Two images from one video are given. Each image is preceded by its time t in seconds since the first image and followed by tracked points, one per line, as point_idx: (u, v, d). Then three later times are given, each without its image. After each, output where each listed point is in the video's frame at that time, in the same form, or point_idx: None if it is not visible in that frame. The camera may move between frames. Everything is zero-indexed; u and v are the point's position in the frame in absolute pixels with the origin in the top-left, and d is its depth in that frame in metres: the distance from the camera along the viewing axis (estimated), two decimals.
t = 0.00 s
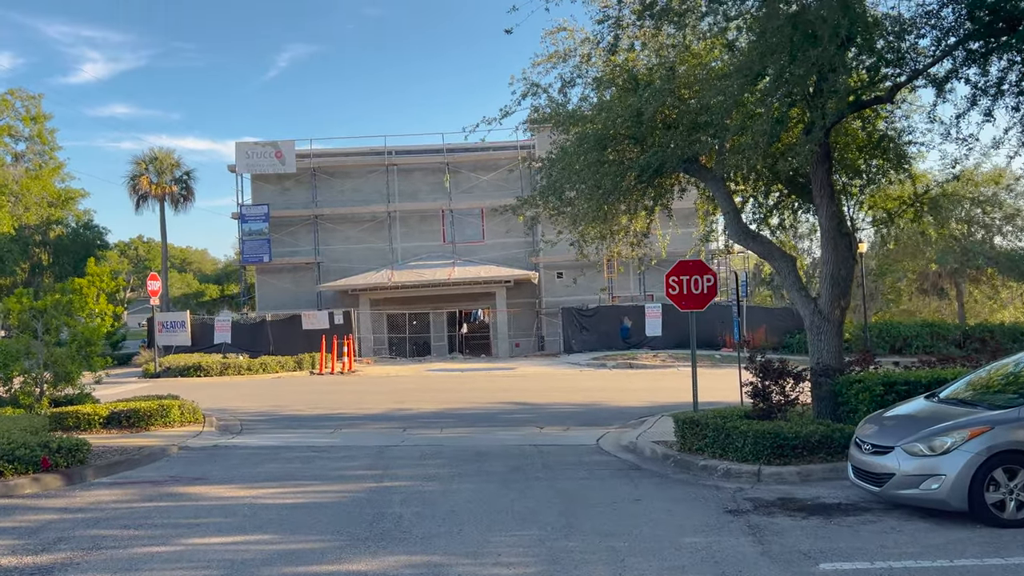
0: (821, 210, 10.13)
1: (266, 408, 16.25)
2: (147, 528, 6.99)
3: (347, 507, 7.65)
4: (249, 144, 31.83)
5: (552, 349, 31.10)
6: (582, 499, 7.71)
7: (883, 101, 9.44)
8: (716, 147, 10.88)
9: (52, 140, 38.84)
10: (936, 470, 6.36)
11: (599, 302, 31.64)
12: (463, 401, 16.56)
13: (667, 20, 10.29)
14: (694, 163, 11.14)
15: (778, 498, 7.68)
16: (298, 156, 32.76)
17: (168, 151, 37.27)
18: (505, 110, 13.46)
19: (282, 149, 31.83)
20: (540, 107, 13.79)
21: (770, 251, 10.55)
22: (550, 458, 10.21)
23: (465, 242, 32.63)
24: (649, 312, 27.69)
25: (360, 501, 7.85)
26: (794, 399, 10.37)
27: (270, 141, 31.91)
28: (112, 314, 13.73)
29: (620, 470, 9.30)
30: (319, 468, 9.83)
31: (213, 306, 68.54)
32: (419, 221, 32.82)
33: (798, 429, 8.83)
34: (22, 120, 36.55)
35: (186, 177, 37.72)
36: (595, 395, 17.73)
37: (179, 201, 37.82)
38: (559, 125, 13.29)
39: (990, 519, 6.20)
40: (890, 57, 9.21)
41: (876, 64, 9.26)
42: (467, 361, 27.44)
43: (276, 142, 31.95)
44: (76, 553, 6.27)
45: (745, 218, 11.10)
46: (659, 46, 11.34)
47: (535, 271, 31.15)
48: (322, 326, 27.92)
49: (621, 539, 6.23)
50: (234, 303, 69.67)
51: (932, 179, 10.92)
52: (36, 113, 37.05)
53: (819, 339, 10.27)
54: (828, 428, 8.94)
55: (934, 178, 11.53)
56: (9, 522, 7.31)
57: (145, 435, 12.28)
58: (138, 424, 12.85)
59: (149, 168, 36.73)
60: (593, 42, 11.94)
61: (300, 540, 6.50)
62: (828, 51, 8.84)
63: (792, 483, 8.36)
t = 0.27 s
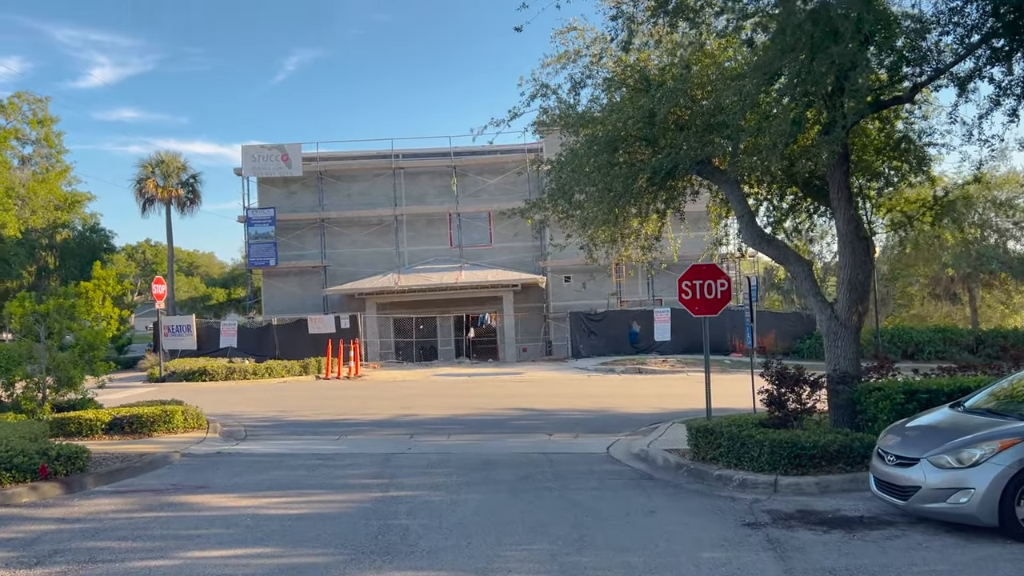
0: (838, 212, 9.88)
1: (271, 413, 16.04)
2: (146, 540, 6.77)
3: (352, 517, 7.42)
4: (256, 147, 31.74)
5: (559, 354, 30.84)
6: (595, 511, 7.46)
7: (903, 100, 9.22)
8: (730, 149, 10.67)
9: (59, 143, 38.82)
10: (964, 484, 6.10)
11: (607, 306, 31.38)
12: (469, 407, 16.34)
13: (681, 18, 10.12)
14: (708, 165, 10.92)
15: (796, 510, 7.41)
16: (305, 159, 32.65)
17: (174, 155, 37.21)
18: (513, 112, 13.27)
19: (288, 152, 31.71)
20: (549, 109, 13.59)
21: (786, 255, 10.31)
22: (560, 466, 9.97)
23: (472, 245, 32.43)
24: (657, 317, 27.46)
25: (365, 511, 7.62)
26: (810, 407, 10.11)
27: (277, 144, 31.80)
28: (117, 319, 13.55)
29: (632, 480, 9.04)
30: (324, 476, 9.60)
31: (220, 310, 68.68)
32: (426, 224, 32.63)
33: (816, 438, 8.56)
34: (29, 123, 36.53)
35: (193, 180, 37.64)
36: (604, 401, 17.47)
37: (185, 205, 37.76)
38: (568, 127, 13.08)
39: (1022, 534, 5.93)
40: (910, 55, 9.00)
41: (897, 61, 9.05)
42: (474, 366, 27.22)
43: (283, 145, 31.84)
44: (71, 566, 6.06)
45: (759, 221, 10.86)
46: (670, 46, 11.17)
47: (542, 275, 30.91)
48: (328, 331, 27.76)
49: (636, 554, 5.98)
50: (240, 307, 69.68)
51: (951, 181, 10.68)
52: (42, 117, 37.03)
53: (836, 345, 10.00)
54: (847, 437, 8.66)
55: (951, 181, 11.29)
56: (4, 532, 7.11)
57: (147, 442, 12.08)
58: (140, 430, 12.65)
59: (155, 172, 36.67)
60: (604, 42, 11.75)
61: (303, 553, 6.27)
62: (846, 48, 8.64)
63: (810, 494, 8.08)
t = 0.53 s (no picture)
0: (855, 211, 9.60)
1: (274, 414, 15.83)
2: (139, 545, 6.55)
3: (353, 522, 7.19)
4: (262, 146, 31.61)
5: (566, 356, 30.58)
6: (604, 517, 7.20)
7: (924, 96, 8.96)
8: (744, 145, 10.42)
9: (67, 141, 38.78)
10: (992, 494, 5.83)
11: (615, 308, 31.09)
12: (475, 409, 16.09)
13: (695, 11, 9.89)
14: (721, 163, 10.67)
15: (814, 519, 7.13)
16: (312, 158, 32.50)
17: (181, 153, 37.13)
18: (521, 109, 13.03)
19: (295, 151, 31.57)
20: (557, 106, 13.36)
21: (800, 255, 10.04)
22: (568, 471, 9.71)
23: (479, 246, 32.19)
24: (666, 319, 27.18)
25: (367, 516, 7.38)
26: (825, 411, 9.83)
27: (283, 143, 31.67)
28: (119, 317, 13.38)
29: (642, 485, 8.78)
30: (325, 479, 9.37)
31: (227, 310, 68.67)
32: (433, 224, 32.42)
33: (833, 444, 8.27)
34: (37, 121, 36.50)
35: (199, 179, 37.55)
36: (612, 404, 17.19)
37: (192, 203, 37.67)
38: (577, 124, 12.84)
39: None
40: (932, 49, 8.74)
41: (918, 56, 8.79)
42: (480, 367, 27.00)
43: (289, 144, 31.70)
44: (61, 570, 5.83)
45: (773, 220, 10.58)
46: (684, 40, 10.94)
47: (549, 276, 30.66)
48: (333, 330, 27.58)
49: (647, 564, 5.72)
50: (247, 307, 69.63)
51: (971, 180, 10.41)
52: (50, 115, 37.00)
53: (852, 348, 9.70)
54: (864, 443, 8.37)
55: (970, 181, 11.02)
56: None
57: (147, 442, 11.88)
58: (140, 430, 12.46)
59: (162, 170, 36.60)
60: (615, 37, 11.53)
61: (301, 560, 6.03)
62: (867, 41, 8.39)
63: (827, 502, 7.81)
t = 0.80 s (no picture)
0: (873, 212, 9.30)
1: (276, 413, 15.61)
2: (130, 552, 6.33)
3: (351, 529, 6.96)
4: (268, 142, 31.43)
5: (572, 356, 30.32)
6: (611, 528, 6.94)
7: (947, 93, 8.67)
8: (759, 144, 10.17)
9: (72, 136, 38.67)
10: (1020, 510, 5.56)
11: (621, 309, 30.82)
12: (480, 410, 15.85)
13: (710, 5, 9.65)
14: (734, 161, 10.40)
15: (830, 531, 6.86)
16: (317, 155, 32.31)
17: (187, 149, 36.98)
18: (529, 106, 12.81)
19: (301, 148, 31.38)
20: (567, 102, 13.12)
21: (815, 257, 9.76)
22: (574, 476, 9.46)
23: (485, 245, 31.95)
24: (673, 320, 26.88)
25: (366, 523, 7.14)
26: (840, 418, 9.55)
27: (289, 140, 31.48)
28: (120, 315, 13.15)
29: (651, 493, 8.53)
30: (324, 483, 9.14)
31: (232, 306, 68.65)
32: (438, 222, 32.19)
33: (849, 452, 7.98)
34: (43, 116, 36.38)
35: (205, 175, 37.41)
36: (619, 407, 16.93)
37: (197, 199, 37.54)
38: (587, 120, 12.59)
39: None
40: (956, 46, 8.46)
41: (941, 52, 8.51)
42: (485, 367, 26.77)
43: (295, 141, 31.50)
44: None
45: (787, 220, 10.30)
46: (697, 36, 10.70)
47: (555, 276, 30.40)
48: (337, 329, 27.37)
49: None
50: (253, 304, 69.57)
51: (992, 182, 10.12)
52: (56, 109, 36.88)
53: (868, 353, 9.41)
54: (881, 451, 8.08)
55: (992, 183, 10.72)
56: None
57: (145, 441, 11.67)
58: (139, 429, 12.26)
59: (168, 166, 36.46)
60: (628, 31, 11.28)
61: (296, 570, 5.80)
62: (889, 36, 8.11)
63: (843, 513, 7.54)
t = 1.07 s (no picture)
0: (889, 206, 9.01)
1: (276, 407, 15.39)
2: (121, 549, 6.10)
3: (350, 527, 6.73)
4: (270, 134, 31.18)
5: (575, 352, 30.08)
6: (620, 529, 6.71)
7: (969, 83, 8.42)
8: (772, 135, 9.94)
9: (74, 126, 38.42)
10: None
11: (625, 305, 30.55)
12: (482, 406, 15.62)
13: None
14: (745, 153, 10.15)
15: (846, 534, 6.63)
16: (320, 147, 32.06)
17: (189, 140, 36.72)
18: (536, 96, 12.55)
19: (303, 140, 31.13)
20: (574, 92, 12.87)
21: (829, 251, 9.51)
22: (579, 474, 9.22)
23: (488, 239, 31.69)
24: (677, 316, 26.63)
25: (366, 521, 6.92)
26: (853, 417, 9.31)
27: (292, 131, 31.22)
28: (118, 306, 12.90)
29: (658, 492, 8.29)
30: (324, 478, 8.92)
31: (234, 299, 68.48)
32: (441, 216, 31.93)
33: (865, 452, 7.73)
34: (44, 105, 36.12)
35: (207, 167, 37.16)
36: (623, 403, 16.68)
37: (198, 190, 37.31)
38: (594, 111, 12.36)
39: None
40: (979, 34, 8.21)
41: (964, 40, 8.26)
42: (487, 362, 26.54)
43: (298, 132, 31.25)
44: None
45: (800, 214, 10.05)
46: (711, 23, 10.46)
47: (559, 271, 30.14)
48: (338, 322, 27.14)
49: None
50: (254, 297, 69.37)
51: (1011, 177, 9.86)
52: (57, 99, 36.61)
53: (882, 350, 9.15)
54: (897, 452, 7.83)
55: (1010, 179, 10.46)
56: None
57: (142, 434, 11.46)
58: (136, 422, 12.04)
59: (169, 157, 36.22)
60: (638, 19, 11.04)
61: (293, 571, 5.57)
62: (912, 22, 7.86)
63: (858, 515, 7.31)
